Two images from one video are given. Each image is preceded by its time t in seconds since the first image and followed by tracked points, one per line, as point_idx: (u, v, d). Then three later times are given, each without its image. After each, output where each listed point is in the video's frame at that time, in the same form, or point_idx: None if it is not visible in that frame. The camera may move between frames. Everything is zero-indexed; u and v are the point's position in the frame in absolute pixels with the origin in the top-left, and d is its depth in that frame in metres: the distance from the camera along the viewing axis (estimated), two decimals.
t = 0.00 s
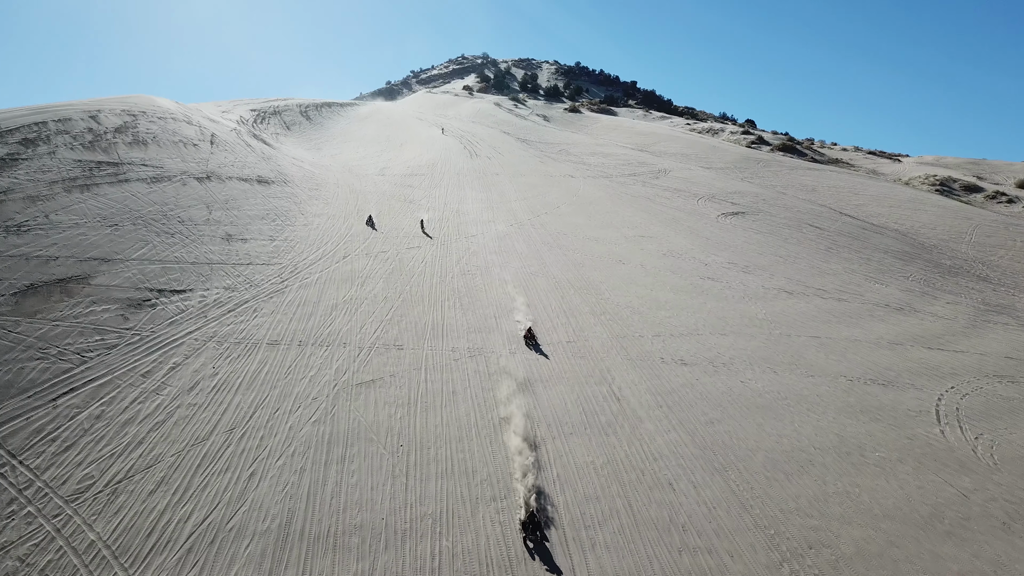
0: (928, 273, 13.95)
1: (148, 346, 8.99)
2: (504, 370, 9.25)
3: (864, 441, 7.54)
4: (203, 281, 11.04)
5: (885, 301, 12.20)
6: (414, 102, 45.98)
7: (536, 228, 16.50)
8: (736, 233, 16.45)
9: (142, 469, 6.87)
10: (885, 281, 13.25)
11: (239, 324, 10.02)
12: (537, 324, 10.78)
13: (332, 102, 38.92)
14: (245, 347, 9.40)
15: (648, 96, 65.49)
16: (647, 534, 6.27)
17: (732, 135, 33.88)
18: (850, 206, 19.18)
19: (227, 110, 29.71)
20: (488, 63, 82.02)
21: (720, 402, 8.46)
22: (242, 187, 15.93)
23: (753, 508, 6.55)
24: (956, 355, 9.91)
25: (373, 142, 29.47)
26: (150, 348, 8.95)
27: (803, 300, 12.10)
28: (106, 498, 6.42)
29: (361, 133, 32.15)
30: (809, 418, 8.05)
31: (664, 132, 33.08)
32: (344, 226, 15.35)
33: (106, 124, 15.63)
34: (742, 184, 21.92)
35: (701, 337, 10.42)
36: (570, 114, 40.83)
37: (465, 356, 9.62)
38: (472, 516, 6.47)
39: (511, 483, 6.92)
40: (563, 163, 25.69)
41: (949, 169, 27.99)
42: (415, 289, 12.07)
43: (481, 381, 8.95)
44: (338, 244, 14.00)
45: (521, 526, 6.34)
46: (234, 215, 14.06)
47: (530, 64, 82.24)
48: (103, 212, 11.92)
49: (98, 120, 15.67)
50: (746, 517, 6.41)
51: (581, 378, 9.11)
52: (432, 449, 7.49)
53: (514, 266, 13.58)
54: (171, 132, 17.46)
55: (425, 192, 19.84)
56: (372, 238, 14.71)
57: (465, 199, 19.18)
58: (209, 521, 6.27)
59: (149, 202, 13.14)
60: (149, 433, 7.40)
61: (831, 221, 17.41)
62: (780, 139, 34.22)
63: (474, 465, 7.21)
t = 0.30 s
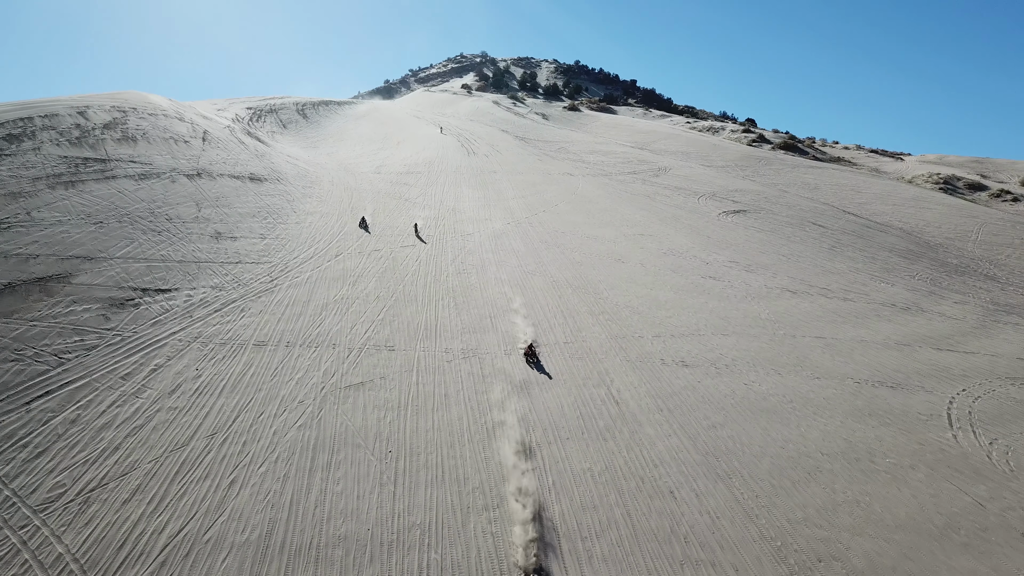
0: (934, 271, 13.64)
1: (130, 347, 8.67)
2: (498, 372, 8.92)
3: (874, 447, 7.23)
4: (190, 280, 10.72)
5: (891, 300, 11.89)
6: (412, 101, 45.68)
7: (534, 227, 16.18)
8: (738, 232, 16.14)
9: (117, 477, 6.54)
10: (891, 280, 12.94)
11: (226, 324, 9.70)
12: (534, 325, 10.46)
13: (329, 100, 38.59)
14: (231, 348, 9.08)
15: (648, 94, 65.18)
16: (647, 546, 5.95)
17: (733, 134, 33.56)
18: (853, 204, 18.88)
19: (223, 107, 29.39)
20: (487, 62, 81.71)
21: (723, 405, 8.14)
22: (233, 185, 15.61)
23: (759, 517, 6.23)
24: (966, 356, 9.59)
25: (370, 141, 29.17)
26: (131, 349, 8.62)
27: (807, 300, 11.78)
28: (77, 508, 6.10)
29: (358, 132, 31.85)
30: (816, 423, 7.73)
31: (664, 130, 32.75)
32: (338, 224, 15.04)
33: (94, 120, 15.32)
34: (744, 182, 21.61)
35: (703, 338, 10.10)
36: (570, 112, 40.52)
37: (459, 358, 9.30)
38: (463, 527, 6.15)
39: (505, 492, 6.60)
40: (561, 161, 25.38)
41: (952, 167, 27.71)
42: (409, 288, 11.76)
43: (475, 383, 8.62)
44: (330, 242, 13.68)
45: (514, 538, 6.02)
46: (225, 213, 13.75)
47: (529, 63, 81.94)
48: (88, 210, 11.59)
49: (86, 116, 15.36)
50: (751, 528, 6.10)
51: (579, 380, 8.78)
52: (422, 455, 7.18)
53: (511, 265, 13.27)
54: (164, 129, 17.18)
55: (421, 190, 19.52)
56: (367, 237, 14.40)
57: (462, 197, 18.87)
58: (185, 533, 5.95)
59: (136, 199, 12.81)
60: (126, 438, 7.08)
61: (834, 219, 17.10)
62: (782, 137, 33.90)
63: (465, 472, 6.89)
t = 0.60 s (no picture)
0: (941, 271, 13.32)
1: (110, 348, 8.35)
2: (492, 374, 8.60)
3: (884, 453, 6.91)
4: (175, 280, 10.40)
5: (898, 300, 11.56)
6: (411, 99, 45.35)
7: (532, 225, 15.86)
8: (739, 230, 15.82)
9: (89, 485, 6.22)
10: (897, 280, 12.62)
11: (211, 325, 9.37)
12: (531, 326, 10.11)
13: (327, 99, 38.29)
14: (215, 350, 8.75)
15: (648, 93, 64.83)
16: (647, 559, 5.63)
17: (733, 132, 33.23)
18: (857, 202, 18.56)
19: (218, 105, 29.06)
20: (486, 61, 81.35)
21: (727, 409, 7.81)
22: (224, 182, 15.29)
23: (764, 529, 5.91)
24: (978, 358, 9.27)
25: (367, 139, 28.85)
26: (111, 351, 8.30)
27: (812, 300, 11.46)
28: (44, 518, 5.78)
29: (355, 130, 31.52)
30: (824, 428, 7.41)
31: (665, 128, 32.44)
32: (330, 223, 14.71)
33: (83, 116, 15.01)
34: (745, 181, 21.30)
35: (705, 339, 9.78)
36: (569, 110, 40.16)
37: (452, 360, 8.97)
38: (452, 539, 5.83)
39: (497, 502, 6.27)
40: (560, 160, 25.05)
41: (956, 165, 27.37)
42: (402, 287, 11.39)
43: (468, 386, 8.29)
44: (323, 241, 13.36)
45: (506, 552, 5.70)
46: (214, 211, 13.41)
47: (528, 61, 81.63)
48: (70, 207, 11.25)
49: (75, 112, 15.06)
50: (757, 540, 5.78)
51: (576, 383, 8.45)
52: (411, 462, 6.85)
53: (507, 264, 12.95)
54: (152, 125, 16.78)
55: (417, 189, 19.20)
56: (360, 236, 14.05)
57: (459, 195, 18.55)
58: (157, 546, 5.63)
59: (123, 197, 12.49)
60: (101, 444, 6.76)
61: (838, 218, 16.79)
62: (783, 135, 33.56)
63: (456, 481, 6.56)
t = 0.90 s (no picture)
0: (948, 272, 13.01)
1: (89, 351, 8.01)
2: (487, 380, 8.28)
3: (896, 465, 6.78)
4: (162, 280, 10.07)
5: (905, 302, 11.25)
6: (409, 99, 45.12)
7: (530, 225, 15.57)
8: (741, 231, 15.53)
9: (58, 499, 5.90)
10: (903, 281, 12.32)
11: (196, 328, 9.06)
12: (527, 330, 9.81)
13: (324, 100, 38.11)
14: (199, 355, 8.43)
15: (648, 92, 64.57)
16: None
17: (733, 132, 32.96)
18: (861, 202, 18.26)
19: (213, 105, 28.82)
20: (485, 61, 81.20)
21: (730, 418, 7.50)
22: (216, 181, 14.98)
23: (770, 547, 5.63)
24: (989, 363, 8.96)
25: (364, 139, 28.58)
26: (89, 355, 7.96)
27: (816, 302, 11.17)
28: (8, 535, 5.45)
29: (352, 130, 31.25)
30: (832, 437, 7.19)
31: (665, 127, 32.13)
32: (323, 223, 14.39)
33: (70, 113, 14.88)
34: (746, 181, 21.01)
35: (707, 343, 9.48)
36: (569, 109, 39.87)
37: (445, 365, 8.66)
38: (440, 555, 5.56)
39: (489, 517, 5.94)
40: (559, 160, 24.82)
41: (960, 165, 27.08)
42: (395, 291, 11.11)
43: (461, 393, 7.97)
44: (314, 241, 13.03)
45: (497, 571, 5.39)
46: (204, 212, 13.10)
47: (527, 61, 81.39)
48: (54, 208, 10.96)
49: (63, 109, 14.94)
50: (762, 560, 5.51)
51: (574, 389, 8.13)
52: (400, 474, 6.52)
53: (503, 266, 12.65)
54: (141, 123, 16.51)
55: (414, 189, 18.89)
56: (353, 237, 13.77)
57: (455, 195, 18.26)
58: (127, 565, 5.33)
59: (110, 196, 12.18)
60: (74, 454, 6.42)
61: (841, 218, 16.50)
62: (785, 134, 33.23)
63: (446, 493, 6.25)
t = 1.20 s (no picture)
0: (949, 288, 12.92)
1: (66, 358, 7.47)
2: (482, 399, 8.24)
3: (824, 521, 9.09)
4: (150, 279, 9.50)
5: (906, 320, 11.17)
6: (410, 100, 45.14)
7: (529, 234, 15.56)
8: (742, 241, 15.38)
9: (23, 521, 5.44)
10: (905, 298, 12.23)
11: (187, 328, 8.45)
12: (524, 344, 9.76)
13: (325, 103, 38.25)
14: (188, 359, 7.86)
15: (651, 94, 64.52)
16: None
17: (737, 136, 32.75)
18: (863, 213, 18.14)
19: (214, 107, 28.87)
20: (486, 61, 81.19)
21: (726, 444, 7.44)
22: (213, 188, 14.95)
23: None
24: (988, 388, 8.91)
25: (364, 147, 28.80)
26: (65, 360, 7.44)
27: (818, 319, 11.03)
28: None
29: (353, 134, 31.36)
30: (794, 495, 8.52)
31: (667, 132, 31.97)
32: (321, 223, 14.27)
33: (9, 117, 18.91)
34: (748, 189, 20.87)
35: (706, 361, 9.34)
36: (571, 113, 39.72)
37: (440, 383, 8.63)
38: None
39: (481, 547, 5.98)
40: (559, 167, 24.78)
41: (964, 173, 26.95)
42: (393, 307, 11.42)
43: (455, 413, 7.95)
44: (311, 245, 12.86)
45: None
46: (200, 213, 12.93)
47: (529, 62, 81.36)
48: (40, 210, 10.62)
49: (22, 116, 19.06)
50: None
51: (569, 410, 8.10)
52: (399, 499, 7.04)
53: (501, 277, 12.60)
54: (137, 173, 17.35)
55: (413, 195, 18.96)
56: (351, 238, 13.68)
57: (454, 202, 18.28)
58: None
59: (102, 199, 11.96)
60: (45, 473, 5.93)
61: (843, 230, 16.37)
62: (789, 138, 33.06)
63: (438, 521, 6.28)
